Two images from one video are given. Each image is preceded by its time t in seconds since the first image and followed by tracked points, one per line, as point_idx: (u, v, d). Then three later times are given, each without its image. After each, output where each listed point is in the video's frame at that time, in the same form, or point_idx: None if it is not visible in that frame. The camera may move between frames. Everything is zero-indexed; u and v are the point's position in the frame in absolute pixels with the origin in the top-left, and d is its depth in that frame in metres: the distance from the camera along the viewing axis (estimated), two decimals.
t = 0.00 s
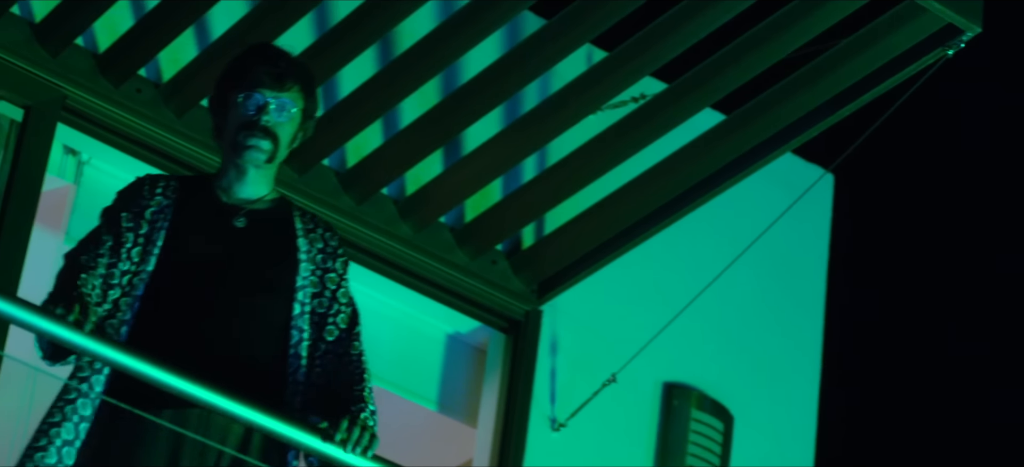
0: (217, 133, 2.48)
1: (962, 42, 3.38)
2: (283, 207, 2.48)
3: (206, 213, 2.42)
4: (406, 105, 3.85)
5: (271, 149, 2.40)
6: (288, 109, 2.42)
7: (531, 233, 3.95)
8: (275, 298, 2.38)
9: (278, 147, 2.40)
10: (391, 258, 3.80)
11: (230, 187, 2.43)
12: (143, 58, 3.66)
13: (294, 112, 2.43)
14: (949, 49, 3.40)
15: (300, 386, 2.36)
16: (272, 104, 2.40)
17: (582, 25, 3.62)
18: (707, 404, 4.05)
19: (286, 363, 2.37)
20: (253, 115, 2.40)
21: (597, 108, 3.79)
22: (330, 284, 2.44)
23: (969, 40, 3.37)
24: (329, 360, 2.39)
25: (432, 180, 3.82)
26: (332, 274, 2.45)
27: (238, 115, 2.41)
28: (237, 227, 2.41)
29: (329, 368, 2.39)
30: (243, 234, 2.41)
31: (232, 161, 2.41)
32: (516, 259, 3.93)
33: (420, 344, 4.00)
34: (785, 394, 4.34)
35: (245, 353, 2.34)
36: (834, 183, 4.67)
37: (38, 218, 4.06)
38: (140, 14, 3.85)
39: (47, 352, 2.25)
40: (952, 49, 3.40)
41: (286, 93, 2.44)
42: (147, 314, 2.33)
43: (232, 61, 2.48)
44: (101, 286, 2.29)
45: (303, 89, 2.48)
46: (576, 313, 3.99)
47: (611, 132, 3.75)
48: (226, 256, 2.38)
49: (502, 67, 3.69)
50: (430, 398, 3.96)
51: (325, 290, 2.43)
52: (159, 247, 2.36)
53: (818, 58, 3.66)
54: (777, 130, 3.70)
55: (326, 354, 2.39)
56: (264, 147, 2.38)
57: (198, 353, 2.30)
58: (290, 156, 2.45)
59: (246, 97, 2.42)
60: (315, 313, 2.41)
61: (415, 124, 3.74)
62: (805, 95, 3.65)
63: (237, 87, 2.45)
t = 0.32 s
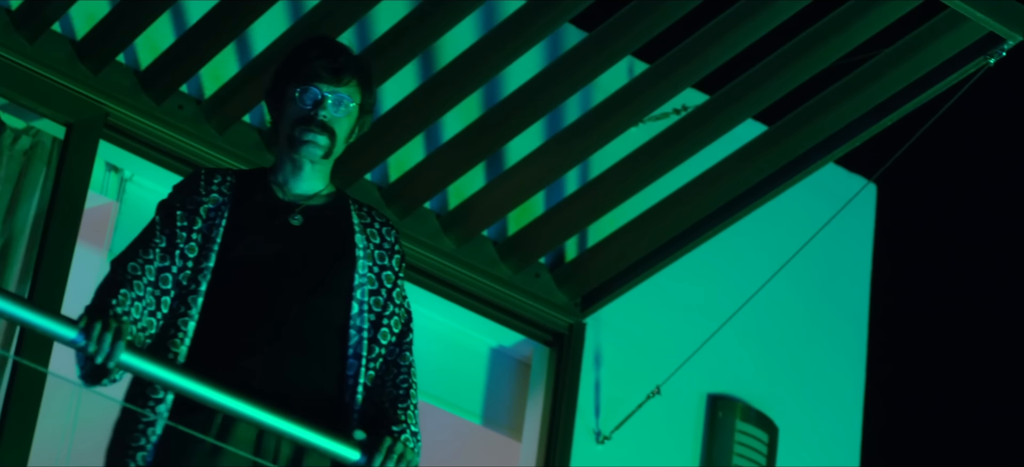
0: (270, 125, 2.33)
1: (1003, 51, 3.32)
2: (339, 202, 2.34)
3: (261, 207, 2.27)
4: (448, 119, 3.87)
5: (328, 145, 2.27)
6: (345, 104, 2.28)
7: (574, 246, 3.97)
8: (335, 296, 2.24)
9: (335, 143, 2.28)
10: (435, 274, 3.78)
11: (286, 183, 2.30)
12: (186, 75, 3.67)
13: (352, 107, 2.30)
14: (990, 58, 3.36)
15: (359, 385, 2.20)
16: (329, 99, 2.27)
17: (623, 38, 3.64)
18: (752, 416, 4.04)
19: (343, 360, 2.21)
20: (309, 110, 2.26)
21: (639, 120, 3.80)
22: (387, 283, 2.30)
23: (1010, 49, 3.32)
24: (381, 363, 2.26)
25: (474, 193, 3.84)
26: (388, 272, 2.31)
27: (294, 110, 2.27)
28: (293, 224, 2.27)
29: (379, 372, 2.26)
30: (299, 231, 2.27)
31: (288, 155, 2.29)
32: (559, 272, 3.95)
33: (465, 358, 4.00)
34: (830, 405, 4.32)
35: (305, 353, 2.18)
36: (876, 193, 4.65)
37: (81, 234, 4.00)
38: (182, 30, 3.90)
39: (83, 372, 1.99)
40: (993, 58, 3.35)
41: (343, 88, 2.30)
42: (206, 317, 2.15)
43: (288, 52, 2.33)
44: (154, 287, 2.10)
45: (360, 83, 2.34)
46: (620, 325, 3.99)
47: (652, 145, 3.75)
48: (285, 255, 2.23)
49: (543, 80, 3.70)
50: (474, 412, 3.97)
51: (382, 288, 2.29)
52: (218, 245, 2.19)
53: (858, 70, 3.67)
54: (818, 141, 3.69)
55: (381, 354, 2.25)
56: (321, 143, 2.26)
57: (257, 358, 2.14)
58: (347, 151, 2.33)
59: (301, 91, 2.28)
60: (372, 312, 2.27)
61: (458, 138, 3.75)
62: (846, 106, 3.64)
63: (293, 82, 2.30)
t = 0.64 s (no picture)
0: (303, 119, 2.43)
1: None
2: (367, 195, 2.43)
3: (292, 202, 2.33)
4: (480, 135, 3.87)
5: (359, 138, 2.36)
6: (376, 98, 2.37)
7: (608, 260, 3.99)
8: (359, 283, 2.31)
9: (365, 135, 2.36)
10: (465, 287, 3.79)
11: (317, 177, 2.38)
12: (219, 92, 3.69)
13: (382, 101, 2.38)
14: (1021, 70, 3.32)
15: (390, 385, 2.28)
16: (360, 92, 2.36)
17: (655, 51, 3.64)
18: (787, 429, 4.07)
19: (372, 360, 2.29)
20: (339, 104, 2.35)
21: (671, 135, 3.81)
22: (416, 281, 2.39)
23: None
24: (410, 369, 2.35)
25: (507, 209, 3.85)
26: (417, 269, 2.40)
27: (325, 104, 2.36)
28: (324, 220, 2.33)
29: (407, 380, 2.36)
30: (330, 226, 2.33)
31: (318, 148, 2.38)
32: (593, 286, 3.97)
33: (500, 374, 4.06)
34: (864, 416, 4.36)
35: (334, 345, 2.24)
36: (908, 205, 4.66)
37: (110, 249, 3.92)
38: (214, 48, 3.86)
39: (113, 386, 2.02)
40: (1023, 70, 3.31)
41: (374, 82, 2.40)
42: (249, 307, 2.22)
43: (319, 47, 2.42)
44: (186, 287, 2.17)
45: (391, 77, 2.43)
46: (652, 340, 4.02)
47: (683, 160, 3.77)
48: (312, 246, 2.29)
49: (576, 95, 3.71)
50: (509, 427, 4.04)
51: (412, 286, 2.38)
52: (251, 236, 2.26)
53: (894, 80, 3.67)
54: (852, 153, 3.69)
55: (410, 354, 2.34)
56: (352, 136, 2.35)
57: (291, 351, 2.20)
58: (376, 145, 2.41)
59: (333, 85, 2.36)
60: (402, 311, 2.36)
61: (491, 153, 3.76)
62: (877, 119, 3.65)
63: (325, 75, 2.39)
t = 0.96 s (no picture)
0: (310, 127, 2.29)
1: None
2: (377, 202, 2.29)
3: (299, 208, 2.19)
4: (507, 150, 3.85)
5: (368, 143, 2.23)
6: (385, 102, 2.24)
7: (636, 275, 4.01)
8: (373, 290, 2.18)
9: (374, 140, 2.23)
10: (491, 301, 3.85)
11: (325, 183, 2.24)
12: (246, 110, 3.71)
13: (393, 105, 2.26)
14: None
15: (396, 396, 2.15)
16: (369, 96, 2.23)
17: (680, 66, 3.65)
18: (815, 442, 4.13)
19: (378, 368, 2.18)
20: (349, 108, 2.22)
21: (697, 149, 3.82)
22: (427, 287, 2.26)
23: None
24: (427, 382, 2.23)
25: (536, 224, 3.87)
26: (429, 275, 2.27)
27: (334, 108, 2.23)
28: (332, 226, 2.20)
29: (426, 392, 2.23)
30: (339, 232, 2.19)
31: (326, 155, 2.24)
32: (619, 302, 4.03)
33: (528, 389, 4.08)
34: (892, 429, 4.41)
35: (349, 356, 2.13)
36: (934, 217, 4.73)
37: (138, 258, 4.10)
38: (240, 66, 3.77)
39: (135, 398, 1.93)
40: None
41: (383, 86, 2.26)
42: (263, 316, 2.10)
43: (328, 52, 2.30)
44: (192, 298, 2.06)
45: (401, 80, 2.29)
46: (681, 354, 4.08)
47: (710, 175, 3.78)
48: (323, 252, 2.16)
49: (602, 109, 3.72)
50: (538, 443, 4.03)
51: (423, 293, 2.25)
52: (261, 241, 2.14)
53: (920, 92, 3.67)
54: (879, 166, 3.70)
55: (424, 362, 2.22)
56: (361, 141, 2.22)
57: (305, 365, 2.09)
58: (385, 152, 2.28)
59: (341, 89, 2.24)
60: (412, 318, 2.23)
61: (517, 169, 3.77)
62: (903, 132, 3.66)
63: (332, 80, 2.27)
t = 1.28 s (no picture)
0: (327, 142, 2.48)
1: None
2: (390, 219, 2.45)
3: (315, 224, 2.35)
4: (529, 163, 3.88)
5: (383, 155, 2.40)
6: (399, 115, 2.43)
7: (658, 287, 4.07)
8: (385, 301, 2.34)
9: (390, 151, 2.41)
10: (515, 316, 3.92)
11: (340, 197, 2.42)
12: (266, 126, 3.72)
13: (406, 119, 2.45)
14: None
15: (414, 410, 2.32)
16: (384, 109, 2.42)
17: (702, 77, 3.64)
18: (838, 454, 4.18)
19: (395, 381, 2.33)
20: (364, 121, 2.41)
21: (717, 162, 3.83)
22: (439, 304, 2.43)
23: None
24: (443, 398, 2.41)
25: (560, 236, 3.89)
26: (441, 292, 2.44)
27: (350, 121, 2.42)
28: (347, 240, 2.35)
29: (444, 407, 2.41)
30: (354, 246, 2.35)
31: (342, 169, 2.42)
32: (642, 314, 4.08)
33: (553, 402, 4.14)
34: (918, 441, 4.43)
35: (360, 365, 2.28)
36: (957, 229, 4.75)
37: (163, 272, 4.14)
38: (262, 79, 3.77)
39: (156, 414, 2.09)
40: None
41: (398, 99, 2.46)
42: (277, 328, 2.25)
43: (344, 68, 2.50)
44: (205, 314, 2.20)
45: (413, 96, 2.49)
46: (704, 366, 4.14)
47: (731, 188, 3.79)
48: (336, 266, 2.31)
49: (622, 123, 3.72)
50: (562, 455, 4.08)
51: (436, 308, 2.42)
52: (275, 255, 2.29)
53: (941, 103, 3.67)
54: (900, 178, 3.71)
55: (439, 379, 2.40)
56: (377, 153, 2.39)
57: (318, 374, 2.24)
58: (398, 164, 2.46)
59: (357, 102, 2.43)
60: (426, 335, 2.40)
61: (537, 182, 3.78)
62: (923, 144, 3.66)
63: (348, 92, 2.47)
